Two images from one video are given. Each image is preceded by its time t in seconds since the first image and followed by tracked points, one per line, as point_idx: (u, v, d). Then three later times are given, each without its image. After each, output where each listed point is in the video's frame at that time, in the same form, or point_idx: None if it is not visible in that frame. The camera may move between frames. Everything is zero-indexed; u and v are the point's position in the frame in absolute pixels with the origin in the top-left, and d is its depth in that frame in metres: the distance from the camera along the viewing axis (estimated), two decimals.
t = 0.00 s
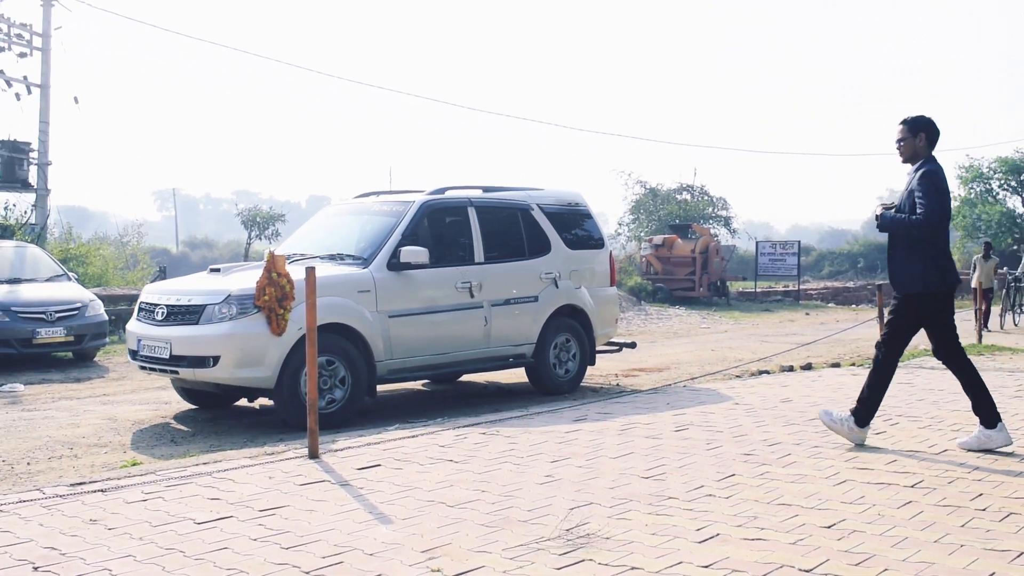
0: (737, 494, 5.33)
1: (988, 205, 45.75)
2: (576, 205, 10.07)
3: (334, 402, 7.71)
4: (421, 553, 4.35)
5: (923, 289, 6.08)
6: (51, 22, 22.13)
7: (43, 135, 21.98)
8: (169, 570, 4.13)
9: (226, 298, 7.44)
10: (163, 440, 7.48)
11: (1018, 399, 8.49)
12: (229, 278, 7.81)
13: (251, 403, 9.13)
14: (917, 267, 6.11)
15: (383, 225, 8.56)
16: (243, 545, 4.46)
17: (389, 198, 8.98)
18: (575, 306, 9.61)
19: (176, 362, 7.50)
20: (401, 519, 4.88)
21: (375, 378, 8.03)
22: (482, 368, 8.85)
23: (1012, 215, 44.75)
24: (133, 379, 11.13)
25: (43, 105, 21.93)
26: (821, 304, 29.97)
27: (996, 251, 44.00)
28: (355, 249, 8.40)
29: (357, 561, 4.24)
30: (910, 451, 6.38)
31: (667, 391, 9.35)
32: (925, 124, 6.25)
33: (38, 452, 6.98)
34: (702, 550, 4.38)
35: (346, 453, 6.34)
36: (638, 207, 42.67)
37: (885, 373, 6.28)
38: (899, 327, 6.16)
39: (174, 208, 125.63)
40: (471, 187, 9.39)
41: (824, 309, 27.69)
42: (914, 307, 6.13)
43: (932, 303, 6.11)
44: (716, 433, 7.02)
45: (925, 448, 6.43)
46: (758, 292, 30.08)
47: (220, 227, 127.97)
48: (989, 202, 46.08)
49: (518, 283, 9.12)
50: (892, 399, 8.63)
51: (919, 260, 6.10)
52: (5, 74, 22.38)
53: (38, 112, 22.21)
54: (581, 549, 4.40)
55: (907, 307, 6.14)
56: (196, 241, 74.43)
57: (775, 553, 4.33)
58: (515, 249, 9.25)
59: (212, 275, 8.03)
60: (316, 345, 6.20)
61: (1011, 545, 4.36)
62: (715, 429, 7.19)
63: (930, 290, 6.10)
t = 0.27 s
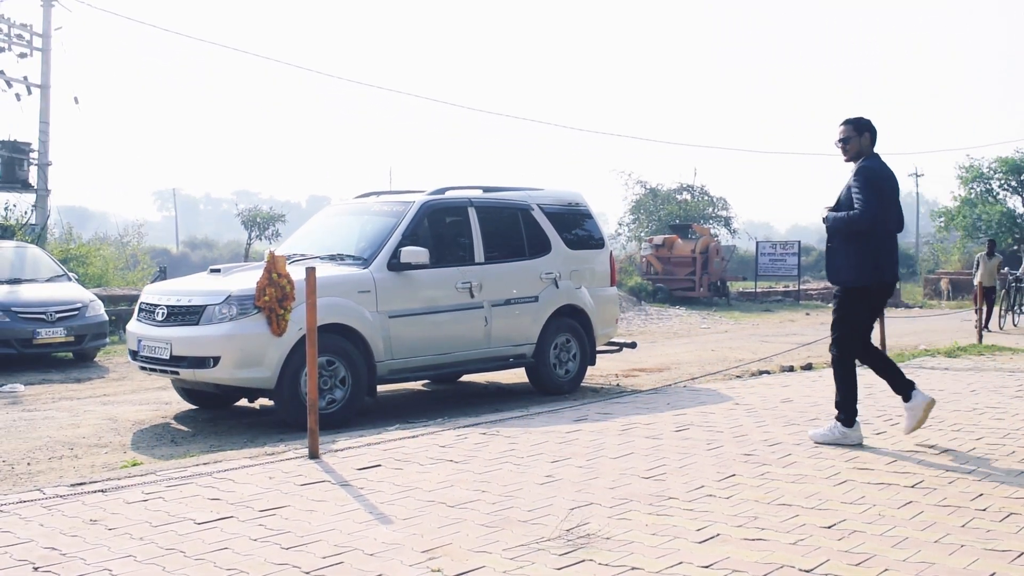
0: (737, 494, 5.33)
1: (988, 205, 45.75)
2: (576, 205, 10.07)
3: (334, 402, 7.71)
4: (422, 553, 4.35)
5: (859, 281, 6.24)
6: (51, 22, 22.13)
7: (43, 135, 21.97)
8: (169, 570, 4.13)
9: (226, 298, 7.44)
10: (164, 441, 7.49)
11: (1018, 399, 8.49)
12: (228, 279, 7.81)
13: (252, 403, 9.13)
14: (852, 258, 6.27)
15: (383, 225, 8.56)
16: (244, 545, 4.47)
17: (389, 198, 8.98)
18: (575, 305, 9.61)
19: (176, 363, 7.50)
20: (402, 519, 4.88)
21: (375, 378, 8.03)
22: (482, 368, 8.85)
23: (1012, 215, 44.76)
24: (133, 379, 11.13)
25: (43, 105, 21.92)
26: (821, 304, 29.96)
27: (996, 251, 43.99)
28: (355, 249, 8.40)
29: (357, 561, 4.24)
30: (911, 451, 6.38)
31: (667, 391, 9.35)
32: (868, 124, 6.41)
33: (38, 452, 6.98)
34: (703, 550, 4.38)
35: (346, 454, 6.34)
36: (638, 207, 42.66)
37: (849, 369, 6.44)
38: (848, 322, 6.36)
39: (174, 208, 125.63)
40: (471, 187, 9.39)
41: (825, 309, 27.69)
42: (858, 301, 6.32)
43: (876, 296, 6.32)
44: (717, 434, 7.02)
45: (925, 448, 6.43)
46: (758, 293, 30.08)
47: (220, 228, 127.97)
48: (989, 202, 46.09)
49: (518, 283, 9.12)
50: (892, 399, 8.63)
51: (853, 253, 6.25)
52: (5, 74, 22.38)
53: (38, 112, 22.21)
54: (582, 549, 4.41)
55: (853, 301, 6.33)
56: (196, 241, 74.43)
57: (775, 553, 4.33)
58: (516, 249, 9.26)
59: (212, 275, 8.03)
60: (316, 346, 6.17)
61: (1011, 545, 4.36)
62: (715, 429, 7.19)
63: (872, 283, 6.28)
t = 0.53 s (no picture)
0: (737, 495, 5.33)
1: (988, 206, 45.75)
2: (576, 205, 10.07)
3: (334, 402, 7.71)
4: (422, 554, 4.35)
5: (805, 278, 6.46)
6: (51, 22, 22.11)
7: (43, 136, 21.96)
8: (169, 571, 4.13)
9: (226, 299, 7.43)
10: (164, 441, 7.49)
11: (1018, 399, 8.49)
12: (228, 279, 7.81)
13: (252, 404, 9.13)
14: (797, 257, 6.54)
15: (383, 226, 8.56)
16: (244, 546, 4.47)
17: (389, 199, 8.98)
18: (575, 305, 9.60)
19: (176, 363, 7.50)
20: (402, 520, 4.88)
21: (374, 378, 8.03)
22: (482, 368, 8.85)
23: (1013, 215, 44.77)
24: (133, 379, 11.13)
25: (43, 105, 21.93)
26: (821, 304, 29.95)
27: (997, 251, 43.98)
28: (355, 249, 8.40)
29: (358, 562, 4.24)
30: (910, 451, 6.38)
31: (667, 391, 9.35)
32: (816, 131, 6.66)
33: (39, 453, 6.98)
34: (703, 550, 4.38)
35: (347, 454, 6.34)
36: (639, 207, 42.65)
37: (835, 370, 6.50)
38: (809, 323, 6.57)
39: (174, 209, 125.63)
40: (471, 187, 9.39)
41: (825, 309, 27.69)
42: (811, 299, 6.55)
43: (824, 293, 6.51)
44: (717, 434, 7.03)
45: (926, 449, 6.43)
46: (758, 293, 30.07)
47: (220, 228, 127.97)
48: (989, 202, 46.09)
49: (518, 283, 9.12)
50: (892, 399, 8.63)
51: (792, 254, 6.49)
52: (5, 74, 22.38)
53: (38, 112, 22.21)
54: (582, 549, 4.41)
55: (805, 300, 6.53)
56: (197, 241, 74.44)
57: (775, 553, 4.34)
58: (516, 249, 9.26)
59: (212, 275, 8.03)
60: (316, 346, 6.14)
61: (1011, 546, 4.36)
62: (715, 430, 7.20)
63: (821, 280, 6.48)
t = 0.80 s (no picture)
0: (737, 494, 5.33)
1: (988, 206, 45.75)
2: (576, 205, 10.07)
3: (334, 402, 7.71)
4: (422, 554, 4.35)
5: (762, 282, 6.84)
6: (51, 22, 22.11)
7: (43, 136, 21.96)
8: (169, 571, 4.13)
9: (226, 299, 7.43)
10: (164, 441, 7.50)
11: (1018, 399, 8.49)
12: (228, 279, 7.81)
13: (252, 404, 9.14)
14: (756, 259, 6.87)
15: (383, 226, 8.57)
16: (244, 546, 4.47)
17: (389, 199, 8.98)
18: (575, 306, 9.60)
19: (176, 363, 7.50)
20: (402, 520, 4.88)
21: (375, 378, 8.03)
22: (481, 369, 8.85)
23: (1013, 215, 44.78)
24: (133, 379, 11.13)
25: (43, 105, 21.93)
26: (821, 304, 29.95)
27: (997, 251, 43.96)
28: (355, 250, 8.40)
29: (358, 562, 4.24)
30: (910, 451, 6.38)
31: (667, 391, 9.35)
32: (771, 139, 6.99)
33: (39, 453, 6.99)
34: (703, 550, 4.38)
35: (347, 454, 6.34)
36: (639, 207, 42.64)
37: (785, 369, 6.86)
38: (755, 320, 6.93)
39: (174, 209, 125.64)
40: (471, 187, 9.39)
41: (825, 309, 27.69)
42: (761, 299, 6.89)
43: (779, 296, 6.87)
44: (717, 434, 7.03)
45: (926, 449, 6.43)
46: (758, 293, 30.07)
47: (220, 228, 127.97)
48: (990, 202, 46.09)
49: (517, 283, 9.12)
50: (892, 399, 8.63)
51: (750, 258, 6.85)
52: (5, 75, 22.38)
53: (38, 112, 22.22)
54: (582, 550, 4.41)
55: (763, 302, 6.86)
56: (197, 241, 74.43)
57: (775, 553, 4.33)
58: (516, 249, 9.26)
59: (212, 275, 8.03)
60: (315, 346, 6.11)
61: (1012, 546, 4.36)
62: (715, 430, 7.20)
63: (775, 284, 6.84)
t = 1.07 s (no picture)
0: (737, 495, 5.33)
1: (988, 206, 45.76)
2: (575, 205, 10.07)
3: (334, 402, 7.71)
4: (422, 554, 4.35)
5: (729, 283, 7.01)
6: (51, 22, 22.12)
7: (43, 136, 21.96)
8: (169, 571, 4.13)
9: (226, 299, 7.43)
10: (164, 441, 7.50)
11: (1017, 399, 8.49)
12: (228, 279, 7.81)
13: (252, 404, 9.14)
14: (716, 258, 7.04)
15: (383, 226, 8.57)
16: (244, 546, 4.47)
17: (389, 199, 8.98)
18: (575, 306, 9.60)
19: (176, 363, 7.50)
20: (402, 520, 4.88)
21: (374, 378, 8.03)
22: (481, 369, 8.85)
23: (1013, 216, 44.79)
24: (133, 379, 11.13)
25: (43, 105, 21.93)
26: (821, 304, 29.96)
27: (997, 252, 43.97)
28: (355, 250, 8.40)
29: (358, 562, 4.24)
30: (910, 451, 6.39)
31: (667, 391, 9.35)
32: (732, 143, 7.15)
33: (39, 453, 6.99)
34: (702, 550, 4.38)
35: (347, 454, 6.34)
36: (639, 207, 42.65)
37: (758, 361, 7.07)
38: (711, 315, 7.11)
39: (174, 209, 125.69)
40: (471, 187, 9.39)
41: (825, 309, 27.68)
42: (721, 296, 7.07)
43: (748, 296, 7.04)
44: (717, 434, 7.03)
45: (926, 449, 6.43)
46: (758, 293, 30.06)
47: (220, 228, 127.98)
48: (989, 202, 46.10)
49: (517, 283, 9.11)
50: (892, 399, 8.63)
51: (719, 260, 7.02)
52: (5, 75, 22.37)
53: (38, 112, 22.22)
54: (582, 549, 4.41)
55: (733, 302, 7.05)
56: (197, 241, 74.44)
57: (775, 553, 4.33)
58: (516, 250, 9.26)
59: (212, 275, 8.04)
60: (315, 346, 6.11)
61: (1011, 546, 4.36)
62: (715, 430, 7.20)
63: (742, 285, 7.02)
